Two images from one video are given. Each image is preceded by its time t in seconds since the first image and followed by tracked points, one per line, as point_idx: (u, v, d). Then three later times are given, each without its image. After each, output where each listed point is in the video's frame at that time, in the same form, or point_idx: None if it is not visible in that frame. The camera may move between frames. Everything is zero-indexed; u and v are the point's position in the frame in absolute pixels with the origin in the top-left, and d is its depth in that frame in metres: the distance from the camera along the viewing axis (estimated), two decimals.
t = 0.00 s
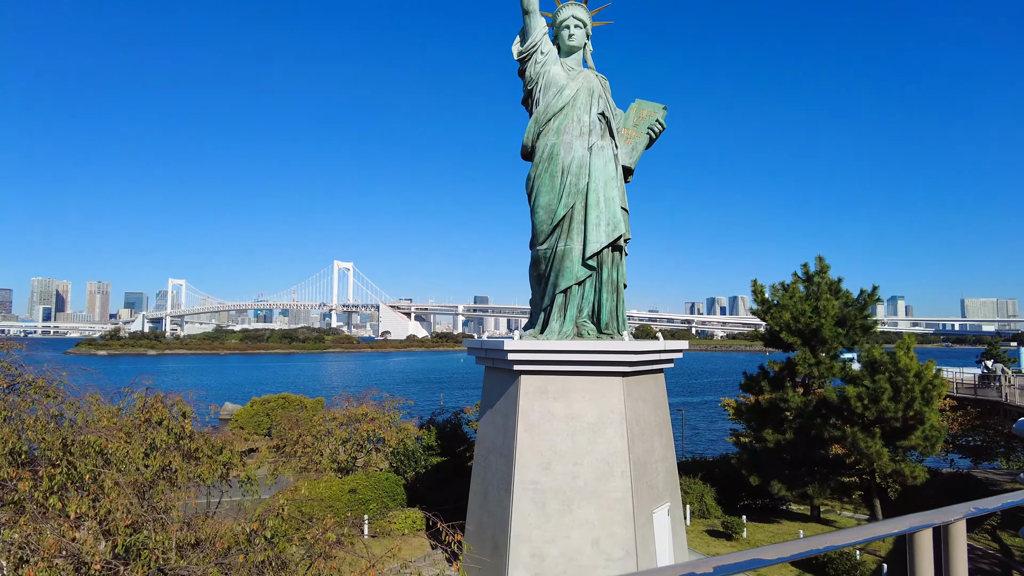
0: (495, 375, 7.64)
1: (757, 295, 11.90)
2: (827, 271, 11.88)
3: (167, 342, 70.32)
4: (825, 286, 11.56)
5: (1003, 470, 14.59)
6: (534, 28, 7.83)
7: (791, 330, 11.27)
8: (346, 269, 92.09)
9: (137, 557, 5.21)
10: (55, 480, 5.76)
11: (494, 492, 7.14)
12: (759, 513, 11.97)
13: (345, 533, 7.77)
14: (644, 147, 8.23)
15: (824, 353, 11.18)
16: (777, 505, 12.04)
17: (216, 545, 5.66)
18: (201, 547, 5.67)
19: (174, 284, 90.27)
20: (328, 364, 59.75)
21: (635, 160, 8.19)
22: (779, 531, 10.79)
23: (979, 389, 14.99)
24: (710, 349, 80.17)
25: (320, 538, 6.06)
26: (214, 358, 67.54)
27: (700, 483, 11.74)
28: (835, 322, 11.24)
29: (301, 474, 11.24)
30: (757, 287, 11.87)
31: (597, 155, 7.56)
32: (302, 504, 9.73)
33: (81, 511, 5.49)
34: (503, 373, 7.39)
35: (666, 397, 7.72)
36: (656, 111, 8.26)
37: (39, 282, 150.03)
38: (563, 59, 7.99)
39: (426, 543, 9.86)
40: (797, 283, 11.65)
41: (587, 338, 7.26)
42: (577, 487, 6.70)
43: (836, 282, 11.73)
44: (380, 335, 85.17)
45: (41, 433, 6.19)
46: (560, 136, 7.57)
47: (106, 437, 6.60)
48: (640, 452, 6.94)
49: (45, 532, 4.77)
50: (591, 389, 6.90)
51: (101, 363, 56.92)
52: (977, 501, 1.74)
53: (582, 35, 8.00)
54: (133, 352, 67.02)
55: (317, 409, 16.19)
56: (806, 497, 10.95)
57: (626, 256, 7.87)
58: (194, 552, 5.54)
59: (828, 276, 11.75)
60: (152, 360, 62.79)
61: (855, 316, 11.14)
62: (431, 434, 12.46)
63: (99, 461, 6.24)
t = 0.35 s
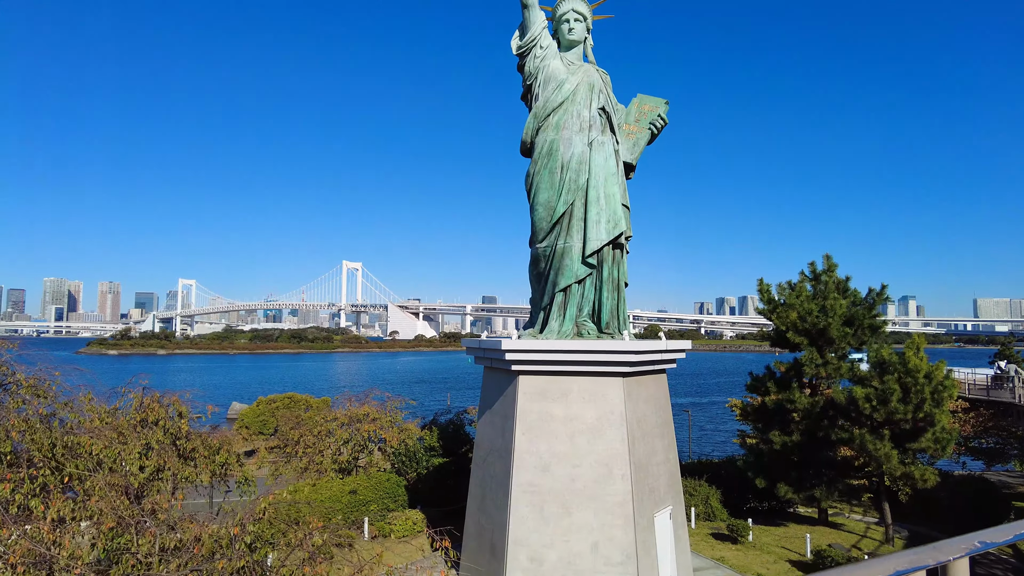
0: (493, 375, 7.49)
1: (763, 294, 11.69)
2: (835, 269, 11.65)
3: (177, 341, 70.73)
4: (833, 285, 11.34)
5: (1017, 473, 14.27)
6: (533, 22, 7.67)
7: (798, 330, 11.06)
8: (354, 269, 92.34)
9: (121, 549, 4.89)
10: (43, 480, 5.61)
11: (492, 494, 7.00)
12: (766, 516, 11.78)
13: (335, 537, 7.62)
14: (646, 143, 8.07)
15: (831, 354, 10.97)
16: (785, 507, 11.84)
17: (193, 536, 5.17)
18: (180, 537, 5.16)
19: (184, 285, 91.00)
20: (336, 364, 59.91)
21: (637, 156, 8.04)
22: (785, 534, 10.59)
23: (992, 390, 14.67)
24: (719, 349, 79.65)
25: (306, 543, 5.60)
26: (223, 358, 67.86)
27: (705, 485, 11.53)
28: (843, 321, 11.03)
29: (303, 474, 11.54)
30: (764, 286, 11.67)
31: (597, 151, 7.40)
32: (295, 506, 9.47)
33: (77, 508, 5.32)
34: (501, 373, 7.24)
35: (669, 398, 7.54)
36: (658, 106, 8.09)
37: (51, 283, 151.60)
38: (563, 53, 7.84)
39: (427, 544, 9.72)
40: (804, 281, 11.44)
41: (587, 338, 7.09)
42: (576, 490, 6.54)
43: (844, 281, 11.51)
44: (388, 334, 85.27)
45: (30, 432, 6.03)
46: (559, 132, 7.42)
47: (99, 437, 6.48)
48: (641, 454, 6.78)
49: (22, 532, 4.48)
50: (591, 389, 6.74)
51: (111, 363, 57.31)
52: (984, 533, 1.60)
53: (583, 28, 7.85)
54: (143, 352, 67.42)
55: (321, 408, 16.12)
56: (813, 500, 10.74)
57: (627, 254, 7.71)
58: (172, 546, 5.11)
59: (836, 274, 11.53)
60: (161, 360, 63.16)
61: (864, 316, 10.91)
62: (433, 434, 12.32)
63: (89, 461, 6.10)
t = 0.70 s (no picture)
0: (492, 375, 7.36)
1: (769, 294, 11.51)
2: (843, 269, 11.45)
3: (184, 339, 71.05)
4: (840, 285, 11.15)
5: None
6: (534, 15, 7.53)
7: (804, 331, 10.88)
8: (361, 269, 92.56)
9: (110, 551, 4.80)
10: (31, 480, 5.49)
11: (489, 497, 6.86)
12: (771, 519, 11.63)
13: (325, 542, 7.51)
14: (649, 139, 7.93)
15: (839, 355, 10.77)
16: (790, 510, 11.69)
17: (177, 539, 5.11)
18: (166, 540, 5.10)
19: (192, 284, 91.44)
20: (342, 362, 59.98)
21: (640, 153, 7.90)
22: (791, 538, 10.41)
23: (1003, 394, 14.41)
24: (726, 350, 79.20)
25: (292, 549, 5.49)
26: (230, 356, 68.06)
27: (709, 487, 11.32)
28: (850, 322, 10.83)
29: (303, 474, 11.51)
30: (770, 286, 11.49)
31: (599, 147, 7.26)
32: (286, 507, 9.44)
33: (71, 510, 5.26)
34: (500, 373, 7.10)
35: (671, 399, 7.39)
36: (662, 101, 7.95)
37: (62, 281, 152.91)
38: (565, 48, 7.69)
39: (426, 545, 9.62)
40: (811, 281, 11.25)
41: (588, 338, 6.95)
42: (575, 493, 6.40)
43: (852, 281, 11.30)
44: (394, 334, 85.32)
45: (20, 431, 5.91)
46: (560, 127, 7.28)
47: (93, 437, 6.40)
48: (642, 456, 6.64)
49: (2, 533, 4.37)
50: (591, 389, 6.60)
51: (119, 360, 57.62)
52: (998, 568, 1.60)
53: (585, 23, 7.70)
54: (151, 351, 67.68)
55: (323, 407, 16.04)
56: (819, 504, 10.55)
57: (629, 252, 7.57)
58: (157, 550, 5.03)
59: (844, 274, 11.33)
60: (169, 358, 63.41)
61: (872, 316, 10.72)
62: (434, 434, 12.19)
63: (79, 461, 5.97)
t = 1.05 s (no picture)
0: (484, 377, 7.26)
1: (768, 295, 11.41)
2: (842, 270, 11.33)
3: (185, 340, 71.07)
4: (839, 286, 11.04)
5: None
6: (527, 13, 7.42)
7: (802, 332, 10.78)
8: (362, 269, 92.56)
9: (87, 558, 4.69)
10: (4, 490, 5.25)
11: (481, 501, 6.75)
12: (769, 522, 11.55)
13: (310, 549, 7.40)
14: (644, 139, 7.83)
15: (837, 357, 10.66)
16: (789, 514, 11.60)
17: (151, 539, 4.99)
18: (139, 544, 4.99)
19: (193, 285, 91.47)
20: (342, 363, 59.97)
21: (635, 152, 7.80)
22: (789, 543, 10.29)
23: (1005, 396, 14.28)
24: (727, 351, 79.00)
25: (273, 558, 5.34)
26: (230, 357, 67.99)
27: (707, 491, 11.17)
28: (849, 323, 10.72)
29: (297, 477, 11.53)
30: (768, 287, 11.38)
31: (592, 146, 7.15)
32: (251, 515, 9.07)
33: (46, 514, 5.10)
34: (492, 376, 6.99)
35: (666, 402, 7.29)
36: (657, 100, 7.87)
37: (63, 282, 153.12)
38: (559, 46, 7.59)
39: (420, 550, 9.51)
40: (810, 282, 11.14)
41: (581, 340, 6.84)
42: (568, 497, 6.29)
43: (850, 282, 11.19)
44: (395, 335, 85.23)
45: None
46: (553, 126, 7.17)
47: (77, 439, 6.24)
48: (635, 461, 6.53)
49: None
50: (584, 392, 6.49)
51: (120, 362, 57.63)
52: None
53: (579, 20, 7.59)
54: (151, 352, 67.63)
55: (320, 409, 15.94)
56: (818, 508, 10.44)
57: (623, 253, 7.46)
58: (133, 557, 4.91)
59: (842, 275, 11.22)
60: (169, 359, 63.36)
61: (871, 318, 10.61)
62: (430, 437, 12.06)
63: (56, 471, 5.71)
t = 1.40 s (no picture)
0: (479, 379, 7.17)
1: (767, 296, 11.32)
2: (841, 271, 11.25)
3: (186, 341, 71.05)
4: (839, 287, 10.96)
5: None
6: (523, 11, 7.34)
7: (802, 334, 10.70)
8: (363, 271, 92.60)
9: (69, 562, 4.61)
10: None
11: (476, 504, 6.66)
12: (769, 525, 11.44)
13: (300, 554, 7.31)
14: (641, 138, 7.75)
15: (837, 359, 10.59)
16: (789, 517, 11.50)
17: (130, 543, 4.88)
18: (117, 546, 4.90)
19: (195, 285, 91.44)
20: (343, 364, 59.92)
21: (632, 152, 7.72)
22: (789, 546, 10.19)
23: (1006, 397, 14.19)
24: (728, 353, 78.89)
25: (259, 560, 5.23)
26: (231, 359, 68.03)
27: (706, 493, 11.06)
28: (849, 325, 10.63)
29: (294, 478, 11.47)
30: (767, 288, 11.29)
31: (589, 146, 7.07)
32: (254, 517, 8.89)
33: (28, 516, 5.02)
34: (487, 378, 6.91)
35: (663, 404, 7.21)
36: (655, 99, 7.80)
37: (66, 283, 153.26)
38: (555, 45, 7.51)
39: (416, 554, 9.42)
40: (809, 283, 11.06)
41: (577, 342, 6.76)
42: (564, 501, 6.21)
43: (850, 283, 11.11)
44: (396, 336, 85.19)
45: None
46: (550, 126, 7.09)
47: (66, 442, 6.15)
48: (632, 464, 6.45)
49: None
50: (580, 395, 6.40)
51: (120, 363, 57.58)
52: None
53: (576, 19, 7.52)
54: (152, 353, 67.69)
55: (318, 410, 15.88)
56: (818, 511, 10.33)
57: (620, 254, 7.38)
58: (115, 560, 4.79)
59: (842, 276, 11.13)
60: (170, 360, 63.37)
61: (871, 319, 10.52)
62: (426, 439, 11.96)
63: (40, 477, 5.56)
